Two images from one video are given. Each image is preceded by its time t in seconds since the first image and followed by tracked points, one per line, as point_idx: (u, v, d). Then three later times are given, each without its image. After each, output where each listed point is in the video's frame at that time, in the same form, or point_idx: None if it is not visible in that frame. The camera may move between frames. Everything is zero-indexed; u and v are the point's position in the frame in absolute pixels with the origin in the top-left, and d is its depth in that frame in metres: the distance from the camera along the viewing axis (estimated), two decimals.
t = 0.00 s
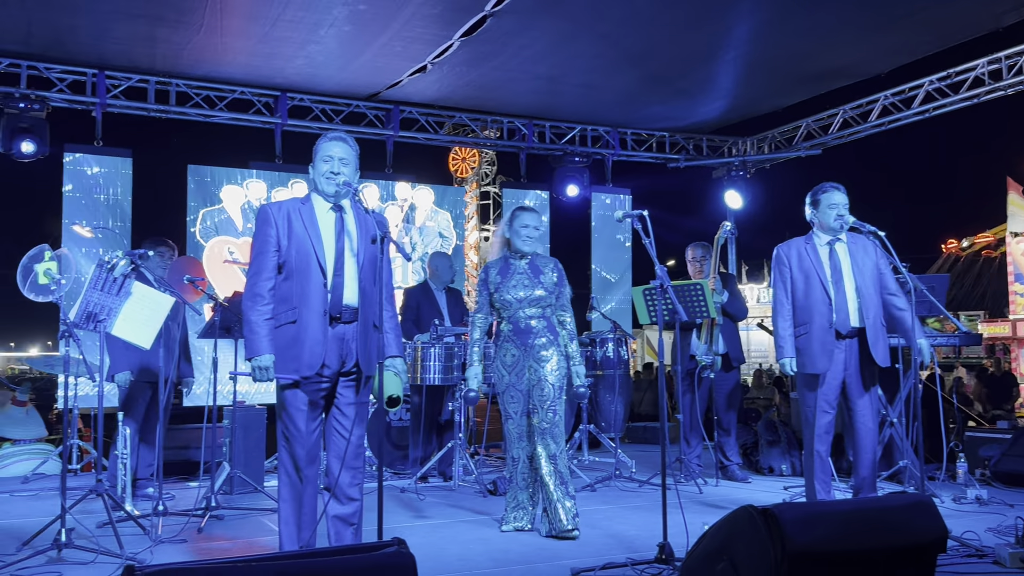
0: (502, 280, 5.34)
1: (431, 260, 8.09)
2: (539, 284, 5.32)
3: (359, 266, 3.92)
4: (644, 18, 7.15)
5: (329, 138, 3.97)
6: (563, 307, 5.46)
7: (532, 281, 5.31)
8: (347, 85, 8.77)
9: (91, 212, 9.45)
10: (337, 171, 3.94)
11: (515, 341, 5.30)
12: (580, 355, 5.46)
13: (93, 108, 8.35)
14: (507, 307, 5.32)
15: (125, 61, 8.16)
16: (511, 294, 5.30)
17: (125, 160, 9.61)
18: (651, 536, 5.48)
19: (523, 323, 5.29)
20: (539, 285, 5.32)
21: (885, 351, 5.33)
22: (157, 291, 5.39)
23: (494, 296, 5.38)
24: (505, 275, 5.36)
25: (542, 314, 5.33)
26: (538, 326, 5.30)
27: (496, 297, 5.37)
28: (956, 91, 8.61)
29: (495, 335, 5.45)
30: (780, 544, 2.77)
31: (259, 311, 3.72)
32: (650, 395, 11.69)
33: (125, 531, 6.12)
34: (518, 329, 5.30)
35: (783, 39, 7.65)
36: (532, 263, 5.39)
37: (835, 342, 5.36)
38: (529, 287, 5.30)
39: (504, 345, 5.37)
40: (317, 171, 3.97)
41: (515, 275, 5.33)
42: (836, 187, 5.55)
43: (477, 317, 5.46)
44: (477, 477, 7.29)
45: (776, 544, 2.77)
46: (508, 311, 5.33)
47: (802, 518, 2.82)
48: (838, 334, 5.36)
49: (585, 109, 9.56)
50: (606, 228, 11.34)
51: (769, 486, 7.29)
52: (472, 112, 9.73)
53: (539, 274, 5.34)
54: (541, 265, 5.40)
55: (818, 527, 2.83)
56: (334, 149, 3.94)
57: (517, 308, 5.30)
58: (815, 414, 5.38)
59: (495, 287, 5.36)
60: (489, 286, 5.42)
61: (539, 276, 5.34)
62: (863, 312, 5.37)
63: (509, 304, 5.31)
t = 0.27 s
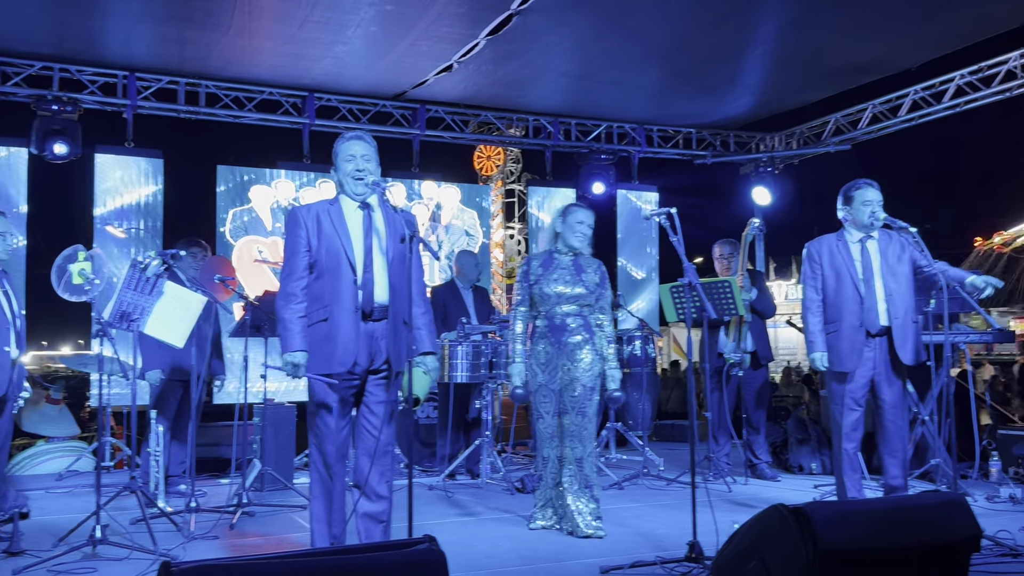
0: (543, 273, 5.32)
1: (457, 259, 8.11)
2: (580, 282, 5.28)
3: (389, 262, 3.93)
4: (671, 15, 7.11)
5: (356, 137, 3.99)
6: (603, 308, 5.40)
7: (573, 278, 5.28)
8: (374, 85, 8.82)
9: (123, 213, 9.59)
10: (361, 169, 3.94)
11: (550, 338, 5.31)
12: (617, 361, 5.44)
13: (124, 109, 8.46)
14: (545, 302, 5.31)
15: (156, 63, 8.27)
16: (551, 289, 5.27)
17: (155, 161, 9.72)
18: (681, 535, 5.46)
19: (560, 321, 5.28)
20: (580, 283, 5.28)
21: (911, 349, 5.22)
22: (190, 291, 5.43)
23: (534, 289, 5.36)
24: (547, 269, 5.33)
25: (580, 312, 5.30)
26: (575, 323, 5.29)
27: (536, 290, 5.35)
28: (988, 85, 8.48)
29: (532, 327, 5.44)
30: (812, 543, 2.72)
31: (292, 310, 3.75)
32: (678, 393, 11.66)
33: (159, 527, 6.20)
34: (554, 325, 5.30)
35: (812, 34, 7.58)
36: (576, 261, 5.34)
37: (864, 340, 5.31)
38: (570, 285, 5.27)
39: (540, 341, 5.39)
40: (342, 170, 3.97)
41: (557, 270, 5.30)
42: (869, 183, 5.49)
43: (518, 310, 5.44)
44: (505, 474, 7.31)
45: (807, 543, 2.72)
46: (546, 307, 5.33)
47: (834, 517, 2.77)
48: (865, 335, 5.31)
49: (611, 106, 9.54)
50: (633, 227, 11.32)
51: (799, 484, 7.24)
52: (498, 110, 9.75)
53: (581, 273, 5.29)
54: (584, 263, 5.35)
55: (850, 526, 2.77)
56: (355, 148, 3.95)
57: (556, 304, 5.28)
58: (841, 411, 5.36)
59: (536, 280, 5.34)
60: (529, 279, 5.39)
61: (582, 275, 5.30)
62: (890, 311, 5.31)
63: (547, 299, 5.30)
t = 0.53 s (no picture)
0: (588, 268, 5.23)
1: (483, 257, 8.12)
2: (625, 280, 5.22)
3: (422, 265, 3.95)
4: (699, 11, 7.07)
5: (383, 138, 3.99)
6: (645, 307, 5.35)
7: (618, 276, 5.21)
8: (400, 85, 8.86)
9: (155, 214, 9.70)
10: (399, 172, 3.95)
11: (591, 334, 5.25)
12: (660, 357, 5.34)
13: (155, 111, 8.57)
14: (587, 297, 5.25)
15: (186, 66, 8.37)
16: (594, 285, 5.20)
17: (186, 162, 9.84)
18: (711, 534, 5.43)
19: (600, 318, 5.22)
20: (624, 281, 5.22)
21: (948, 346, 5.16)
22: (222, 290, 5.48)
23: (576, 283, 5.28)
24: (592, 264, 5.25)
25: (620, 310, 5.25)
26: (616, 321, 5.24)
27: (578, 285, 5.27)
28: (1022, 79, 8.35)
29: (570, 321, 5.37)
30: (844, 542, 2.54)
31: (328, 314, 3.75)
32: (704, 392, 11.60)
33: (192, 525, 6.27)
34: (595, 321, 5.24)
35: (843, 29, 7.51)
36: (621, 258, 5.25)
37: (895, 340, 5.24)
38: (615, 282, 5.20)
39: (578, 335, 5.32)
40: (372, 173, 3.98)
41: (601, 266, 5.21)
42: (898, 179, 5.34)
43: (557, 302, 5.35)
44: (533, 473, 7.30)
45: (839, 542, 2.54)
46: (589, 302, 5.26)
47: (867, 515, 2.58)
48: (896, 334, 5.24)
49: (637, 103, 9.51)
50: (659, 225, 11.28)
51: (830, 483, 7.18)
52: (524, 109, 9.76)
53: (626, 271, 5.22)
54: (630, 262, 5.27)
55: (884, 525, 2.58)
56: (389, 150, 3.96)
57: (599, 301, 5.21)
58: (872, 411, 5.30)
59: (580, 275, 5.26)
60: (572, 272, 5.31)
61: (627, 272, 5.24)
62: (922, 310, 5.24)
63: (590, 295, 5.23)
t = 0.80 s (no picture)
0: (621, 266, 5.11)
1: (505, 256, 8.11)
2: (656, 278, 5.15)
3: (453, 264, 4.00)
4: (722, 8, 7.03)
5: (399, 137, 3.98)
6: (671, 305, 5.31)
7: (650, 273, 5.14)
8: (422, 85, 8.88)
9: (180, 215, 9.79)
10: (415, 170, 3.94)
11: (623, 331, 5.09)
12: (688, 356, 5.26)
13: (179, 113, 8.64)
14: (619, 294, 5.11)
15: (210, 67, 8.44)
16: (626, 282, 5.08)
17: (210, 163, 9.91)
18: (737, 534, 5.39)
19: (632, 315, 5.10)
20: (654, 279, 5.15)
21: (976, 343, 5.08)
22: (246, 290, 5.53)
23: (608, 280, 5.13)
24: (623, 261, 5.13)
25: (649, 308, 5.16)
26: (647, 320, 5.15)
27: (611, 282, 5.12)
28: None
29: (601, 319, 5.16)
30: (871, 541, 2.29)
31: (361, 316, 3.73)
32: (727, 391, 11.55)
33: (218, 523, 6.32)
34: (627, 319, 5.10)
35: (868, 25, 7.44)
36: (651, 256, 5.18)
37: (923, 338, 5.18)
38: (646, 280, 5.12)
39: (608, 331, 5.11)
40: (390, 173, 3.97)
41: (633, 264, 5.11)
42: (924, 175, 5.28)
43: (587, 298, 5.14)
44: (556, 472, 7.29)
45: (866, 540, 2.30)
46: (621, 300, 5.12)
47: (896, 514, 2.34)
48: (923, 332, 5.18)
49: (659, 101, 9.48)
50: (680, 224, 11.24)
51: (857, 483, 7.11)
52: (546, 108, 9.75)
53: (657, 269, 5.16)
54: (660, 260, 5.21)
55: (914, 525, 2.33)
56: (402, 149, 3.94)
57: (631, 299, 5.10)
58: (900, 410, 5.24)
59: (612, 272, 5.12)
60: (603, 269, 5.15)
61: (658, 271, 5.18)
62: (950, 307, 5.18)
63: (623, 292, 5.10)
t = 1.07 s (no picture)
0: (646, 265, 5.03)
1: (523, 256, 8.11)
2: (679, 278, 5.11)
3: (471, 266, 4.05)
4: (741, 6, 6.99)
5: (416, 137, 4.00)
6: (691, 306, 5.25)
7: (673, 273, 5.09)
8: (441, 86, 8.89)
9: (201, 217, 9.87)
10: (434, 171, 3.96)
11: (651, 331, 5.01)
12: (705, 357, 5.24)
13: (200, 115, 8.71)
14: (646, 294, 5.02)
15: (231, 70, 8.50)
16: (654, 281, 5.01)
17: (230, 165, 9.98)
18: (759, 536, 5.35)
19: (660, 315, 5.03)
20: (678, 279, 5.11)
21: (1000, 342, 5.02)
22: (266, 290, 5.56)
23: (635, 279, 5.02)
24: (648, 261, 5.05)
25: (674, 308, 5.12)
26: (672, 320, 5.11)
27: (638, 282, 5.02)
28: None
29: (627, 319, 5.04)
30: (893, 541, 1.99)
31: (384, 314, 3.70)
32: (748, 392, 11.49)
33: (238, 523, 6.36)
34: (654, 319, 5.03)
35: (890, 22, 7.36)
36: (671, 255, 5.14)
37: (948, 337, 5.10)
38: (671, 279, 5.07)
39: (636, 332, 5.01)
40: (408, 174, 3.98)
41: (658, 264, 5.05)
42: (949, 174, 5.20)
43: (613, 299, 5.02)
44: (576, 472, 7.27)
45: (887, 539, 2.00)
46: (650, 300, 5.03)
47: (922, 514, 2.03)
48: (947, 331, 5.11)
49: (678, 100, 9.44)
50: (699, 224, 11.20)
51: (880, 484, 7.03)
52: (564, 108, 9.73)
53: (679, 269, 5.13)
54: (680, 259, 5.19)
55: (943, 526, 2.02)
56: (420, 149, 3.97)
57: (656, 299, 5.04)
58: (924, 410, 5.16)
59: (638, 271, 5.02)
60: (628, 269, 5.04)
61: (680, 271, 5.14)
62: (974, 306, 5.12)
63: (651, 292, 5.02)
